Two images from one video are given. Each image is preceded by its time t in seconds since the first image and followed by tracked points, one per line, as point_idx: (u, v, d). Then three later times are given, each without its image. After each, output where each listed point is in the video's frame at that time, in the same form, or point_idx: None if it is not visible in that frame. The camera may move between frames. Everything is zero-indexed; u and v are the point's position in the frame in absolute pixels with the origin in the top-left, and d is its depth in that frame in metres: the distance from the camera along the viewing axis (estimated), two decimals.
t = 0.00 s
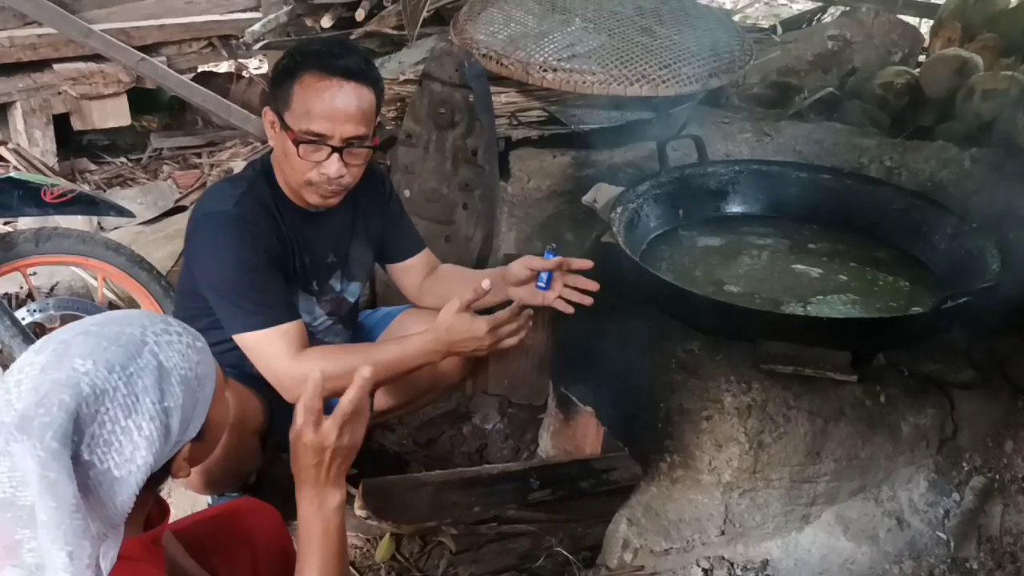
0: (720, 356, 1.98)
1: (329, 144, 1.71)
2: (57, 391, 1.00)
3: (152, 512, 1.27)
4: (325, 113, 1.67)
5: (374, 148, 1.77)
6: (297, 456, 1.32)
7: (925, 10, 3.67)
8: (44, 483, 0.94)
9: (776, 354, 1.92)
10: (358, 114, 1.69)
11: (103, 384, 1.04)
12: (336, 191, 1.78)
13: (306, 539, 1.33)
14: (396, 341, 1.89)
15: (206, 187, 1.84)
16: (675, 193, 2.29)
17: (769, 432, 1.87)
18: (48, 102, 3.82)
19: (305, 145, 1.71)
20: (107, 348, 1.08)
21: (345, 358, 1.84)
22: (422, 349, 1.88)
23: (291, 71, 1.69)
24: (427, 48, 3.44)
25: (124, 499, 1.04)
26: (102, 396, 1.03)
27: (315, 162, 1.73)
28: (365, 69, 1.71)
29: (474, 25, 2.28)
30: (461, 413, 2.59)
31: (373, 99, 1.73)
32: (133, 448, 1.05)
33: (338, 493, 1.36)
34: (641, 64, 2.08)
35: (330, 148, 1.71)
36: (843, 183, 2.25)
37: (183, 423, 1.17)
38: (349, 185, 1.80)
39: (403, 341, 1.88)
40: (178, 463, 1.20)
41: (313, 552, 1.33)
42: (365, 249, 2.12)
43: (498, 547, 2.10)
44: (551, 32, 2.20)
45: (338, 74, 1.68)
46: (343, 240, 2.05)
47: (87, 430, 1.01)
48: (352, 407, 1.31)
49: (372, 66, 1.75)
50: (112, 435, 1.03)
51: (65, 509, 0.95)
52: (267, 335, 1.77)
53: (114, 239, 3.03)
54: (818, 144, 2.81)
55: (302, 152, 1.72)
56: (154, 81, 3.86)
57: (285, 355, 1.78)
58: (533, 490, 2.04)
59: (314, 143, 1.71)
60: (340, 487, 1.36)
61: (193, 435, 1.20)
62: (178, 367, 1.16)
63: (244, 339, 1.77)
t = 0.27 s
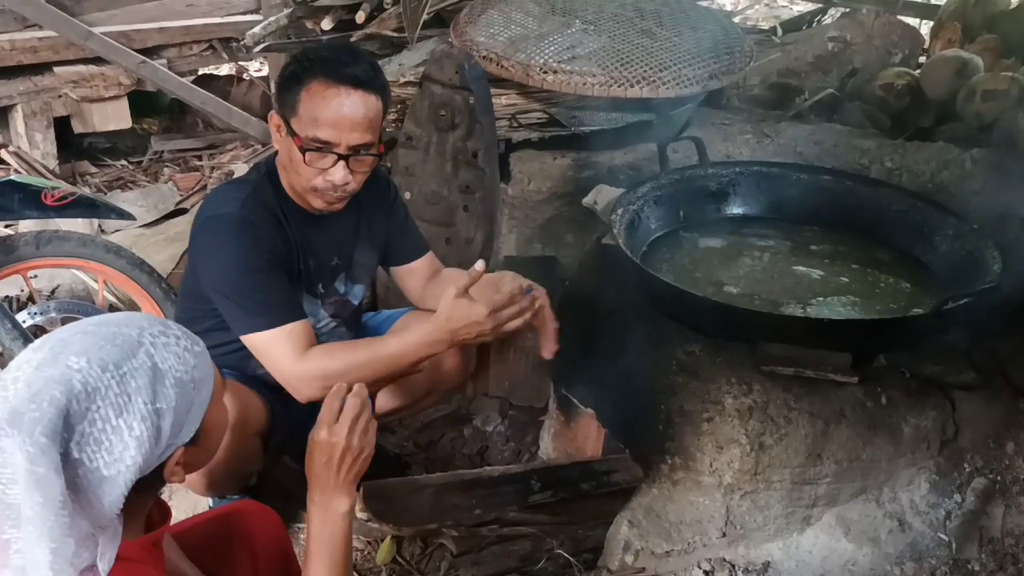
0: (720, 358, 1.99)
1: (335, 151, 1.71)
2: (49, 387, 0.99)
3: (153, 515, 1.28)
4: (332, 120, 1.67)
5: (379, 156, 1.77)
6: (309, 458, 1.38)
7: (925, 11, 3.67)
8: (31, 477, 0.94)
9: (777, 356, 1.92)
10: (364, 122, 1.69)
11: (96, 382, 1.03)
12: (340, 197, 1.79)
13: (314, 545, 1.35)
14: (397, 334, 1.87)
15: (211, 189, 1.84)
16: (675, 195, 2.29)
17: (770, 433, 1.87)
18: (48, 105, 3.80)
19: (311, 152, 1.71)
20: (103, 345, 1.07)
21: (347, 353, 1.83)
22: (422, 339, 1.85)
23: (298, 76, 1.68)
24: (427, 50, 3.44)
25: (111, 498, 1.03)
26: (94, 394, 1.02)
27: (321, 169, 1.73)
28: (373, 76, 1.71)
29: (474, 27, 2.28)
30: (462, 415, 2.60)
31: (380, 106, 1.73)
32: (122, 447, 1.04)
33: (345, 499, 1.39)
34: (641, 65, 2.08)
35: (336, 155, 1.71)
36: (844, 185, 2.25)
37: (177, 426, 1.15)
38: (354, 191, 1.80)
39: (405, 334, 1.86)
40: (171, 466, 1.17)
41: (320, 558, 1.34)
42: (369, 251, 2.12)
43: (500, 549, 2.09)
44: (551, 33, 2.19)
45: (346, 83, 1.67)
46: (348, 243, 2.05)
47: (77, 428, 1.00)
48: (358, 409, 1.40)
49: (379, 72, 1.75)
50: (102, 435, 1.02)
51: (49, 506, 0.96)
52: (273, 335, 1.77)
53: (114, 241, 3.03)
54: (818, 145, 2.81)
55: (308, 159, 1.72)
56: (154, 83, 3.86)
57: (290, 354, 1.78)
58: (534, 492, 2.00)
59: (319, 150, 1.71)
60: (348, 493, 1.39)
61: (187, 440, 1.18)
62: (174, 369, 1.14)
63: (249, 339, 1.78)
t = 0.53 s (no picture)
0: (721, 358, 1.99)
1: (337, 153, 1.71)
2: (26, 379, 1.00)
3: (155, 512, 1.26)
4: (334, 122, 1.67)
5: (382, 158, 1.77)
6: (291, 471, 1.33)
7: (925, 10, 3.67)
8: None
9: (776, 355, 1.91)
10: (367, 124, 1.69)
11: (73, 379, 1.03)
12: (342, 198, 1.79)
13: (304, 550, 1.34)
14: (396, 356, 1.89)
15: (212, 190, 1.84)
16: (675, 195, 2.29)
17: (770, 434, 1.87)
18: (48, 106, 3.81)
19: (313, 153, 1.71)
20: (88, 342, 1.07)
21: (343, 367, 1.83)
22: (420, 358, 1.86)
23: (302, 77, 1.69)
24: (427, 50, 3.44)
25: (79, 498, 1.03)
26: (70, 391, 1.02)
27: (323, 171, 1.73)
28: (376, 79, 1.71)
29: (474, 27, 2.28)
30: (461, 416, 2.60)
31: (383, 109, 1.73)
32: (94, 447, 1.03)
33: (334, 504, 1.38)
34: (639, 66, 2.07)
35: (337, 156, 1.71)
36: (844, 184, 2.25)
37: (159, 431, 1.12)
38: (356, 193, 1.80)
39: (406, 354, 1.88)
40: (150, 473, 1.13)
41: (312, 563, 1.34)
42: (370, 252, 2.12)
43: (499, 549, 2.09)
44: (550, 34, 2.19)
45: (350, 85, 1.67)
46: (349, 244, 2.05)
47: (49, 423, 1.01)
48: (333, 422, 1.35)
49: (383, 74, 1.74)
50: (75, 432, 1.02)
51: (13, 500, 0.97)
52: (265, 341, 1.77)
53: (113, 242, 3.03)
54: (817, 145, 2.81)
55: (310, 160, 1.72)
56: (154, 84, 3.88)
57: (282, 362, 1.77)
58: (533, 493, 2.05)
59: (321, 151, 1.70)
60: (336, 497, 1.38)
61: (170, 447, 1.14)
62: (159, 373, 1.11)
63: (244, 343, 1.78)
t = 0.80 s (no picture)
0: (717, 357, 1.99)
1: (328, 149, 1.71)
2: (14, 385, 1.00)
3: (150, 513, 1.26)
4: (326, 118, 1.67)
5: (374, 155, 1.76)
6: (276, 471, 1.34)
7: (921, 10, 3.68)
8: None
9: (774, 355, 1.91)
10: (359, 120, 1.69)
11: (60, 385, 1.03)
12: (333, 196, 1.78)
13: (298, 551, 1.37)
14: (387, 324, 1.87)
15: (207, 189, 1.84)
16: (672, 194, 2.29)
17: (767, 433, 1.87)
18: (44, 106, 3.82)
19: (304, 150, 1.71)
20: (77, 347, 1.06)
21: (336, 345, 1.83)
22: (412, 323, 1.84)
23: (294, 74, 1.69)
24: (423, 50, 3.45)
25: (66, 504, 1.03)
26: (58, 396, 1.02)
27: (315, 167, 1.73)
28: (369, 76, 1.71)
29: (471, 27, 2.28)
30: (459, 416, 2.60)
31: (376, 105, 1.73)
32: (82, 453, 1.03)
33: (321, 504, 1.40)
34: (635, 65, 2.07)
35: (329, 153, 1.71)
36: (840, 183, 2.25)
37: (149, 436, 1.11)
38: (348, 191, 1.79)
39: (395, 320, 1.86)
40: (141, 477, 1.13)
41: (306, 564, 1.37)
42: (366, 251, 2.11)
43: (496, 549, 2.06)
44: (546, 33, 2.19)
45: (341, 81, 1.68)
46: (344, 244, 2.05)
47: (37, 429, 1.01)
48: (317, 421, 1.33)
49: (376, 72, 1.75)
50: (63, 438, 1.02)
51: None
52: (262, 334, 1.77)
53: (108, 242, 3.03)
54: (813, 144, 2.81)
55: (302, 157, 1.72)
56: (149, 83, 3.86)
57: (280, 352, 1.78)
58: (531, 493, 2.07)
59: (312, 147, 1.70)
60: (324, 497, 1.40)
61: (161, 451, 1.14)
62: (149, 379, 1.10)
63: (243, 339, 1.78)
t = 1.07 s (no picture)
0: (713, 356, 2.00)
1: (319, 147, 1.71)
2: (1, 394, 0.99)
3: (145, 515, 1.26)
4: (317, 117, 1.68)
5: (365, 152, 1.77)
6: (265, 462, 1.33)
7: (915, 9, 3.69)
8: None
9: (769, 353, 1.94)
10: (350, 118, 1.70)
11: (49, 393, 1.01)
12: (326, 195, 1.78)
13: (290, 548, 1.37)
14: (383, 337, 1.87)
15: (200, 190, 1.84)
16: (667, 193, 2.29)
17: (763, 431, 1.87)
18: (39, 107, 3.83)
19: (295, 148, 1.71)
20: (66, 353, 1.05)
21: (328, 352, 1.82)
22: (409, 341, 1.85)
23: (283, 73, 1.69)
24: (417, 49, 3.45)
25: (57, 511, 1.02)
26: (46, 405, 1.01)
27: (306, 166, 1.73)
28: (359, 74, 1.71)
29: (466, 26, 2.28)
30: (454, 416, 2.60)
31: (366, 103, 1.73)
32: (71, 461, 1.02)
33: (311, 501, 1.39)
34: (630, 64, 2.08)
35: (320, 151, 1.71)
36: (835, 182, 2.26)
37: (139, 443, 1.10)
38: (340, 190, 1.79)
39: (392, 337, 1.86)
40: (134, 482, 1.13)
41: (297, 561, 1.37)
42: (360, 252, 2.12)
43: (492, 549, 2.06)
44: (541, 32, 2.19)
45: (330, 78, 1.68)
46: (338, 244, 2.05)
47: (25, 437, 1.00)
48: (307, 413, 1.30)
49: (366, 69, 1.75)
50: (52, 446, 1.01)
51: None
52: (258, 335, 1.76)
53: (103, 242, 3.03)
54: (808, 143, 2.82)
55: (293, 156, 1.72)
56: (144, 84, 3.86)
57: (274, 355, 1.77)
58: (527, 492, 2.06)
59: (303, 146, 1.70)
60: (314, 494, 1.39)
61: (151, 457, 1.13)
62: (139, 386, 1.09)
63: (238, 339, 1.77)
